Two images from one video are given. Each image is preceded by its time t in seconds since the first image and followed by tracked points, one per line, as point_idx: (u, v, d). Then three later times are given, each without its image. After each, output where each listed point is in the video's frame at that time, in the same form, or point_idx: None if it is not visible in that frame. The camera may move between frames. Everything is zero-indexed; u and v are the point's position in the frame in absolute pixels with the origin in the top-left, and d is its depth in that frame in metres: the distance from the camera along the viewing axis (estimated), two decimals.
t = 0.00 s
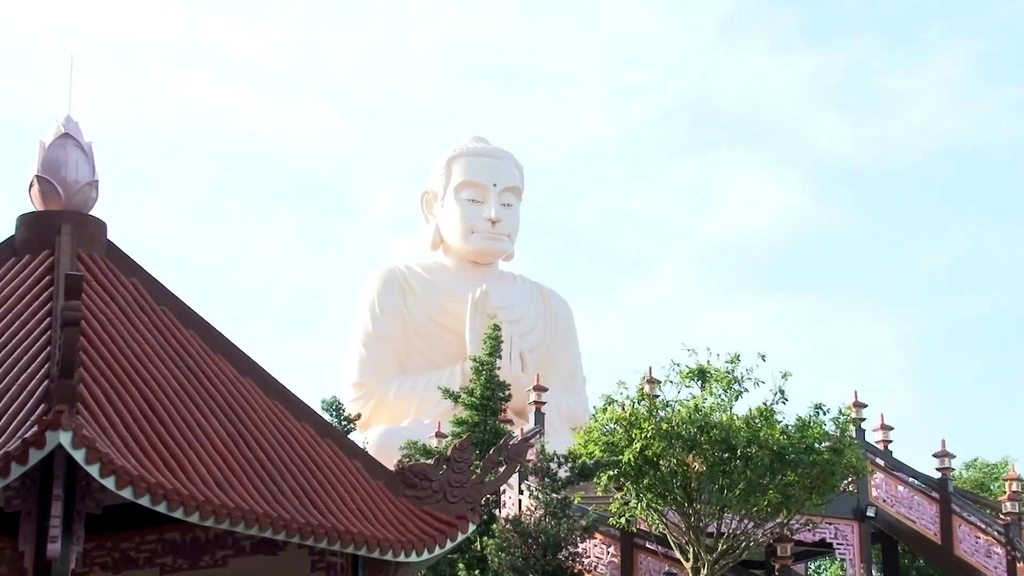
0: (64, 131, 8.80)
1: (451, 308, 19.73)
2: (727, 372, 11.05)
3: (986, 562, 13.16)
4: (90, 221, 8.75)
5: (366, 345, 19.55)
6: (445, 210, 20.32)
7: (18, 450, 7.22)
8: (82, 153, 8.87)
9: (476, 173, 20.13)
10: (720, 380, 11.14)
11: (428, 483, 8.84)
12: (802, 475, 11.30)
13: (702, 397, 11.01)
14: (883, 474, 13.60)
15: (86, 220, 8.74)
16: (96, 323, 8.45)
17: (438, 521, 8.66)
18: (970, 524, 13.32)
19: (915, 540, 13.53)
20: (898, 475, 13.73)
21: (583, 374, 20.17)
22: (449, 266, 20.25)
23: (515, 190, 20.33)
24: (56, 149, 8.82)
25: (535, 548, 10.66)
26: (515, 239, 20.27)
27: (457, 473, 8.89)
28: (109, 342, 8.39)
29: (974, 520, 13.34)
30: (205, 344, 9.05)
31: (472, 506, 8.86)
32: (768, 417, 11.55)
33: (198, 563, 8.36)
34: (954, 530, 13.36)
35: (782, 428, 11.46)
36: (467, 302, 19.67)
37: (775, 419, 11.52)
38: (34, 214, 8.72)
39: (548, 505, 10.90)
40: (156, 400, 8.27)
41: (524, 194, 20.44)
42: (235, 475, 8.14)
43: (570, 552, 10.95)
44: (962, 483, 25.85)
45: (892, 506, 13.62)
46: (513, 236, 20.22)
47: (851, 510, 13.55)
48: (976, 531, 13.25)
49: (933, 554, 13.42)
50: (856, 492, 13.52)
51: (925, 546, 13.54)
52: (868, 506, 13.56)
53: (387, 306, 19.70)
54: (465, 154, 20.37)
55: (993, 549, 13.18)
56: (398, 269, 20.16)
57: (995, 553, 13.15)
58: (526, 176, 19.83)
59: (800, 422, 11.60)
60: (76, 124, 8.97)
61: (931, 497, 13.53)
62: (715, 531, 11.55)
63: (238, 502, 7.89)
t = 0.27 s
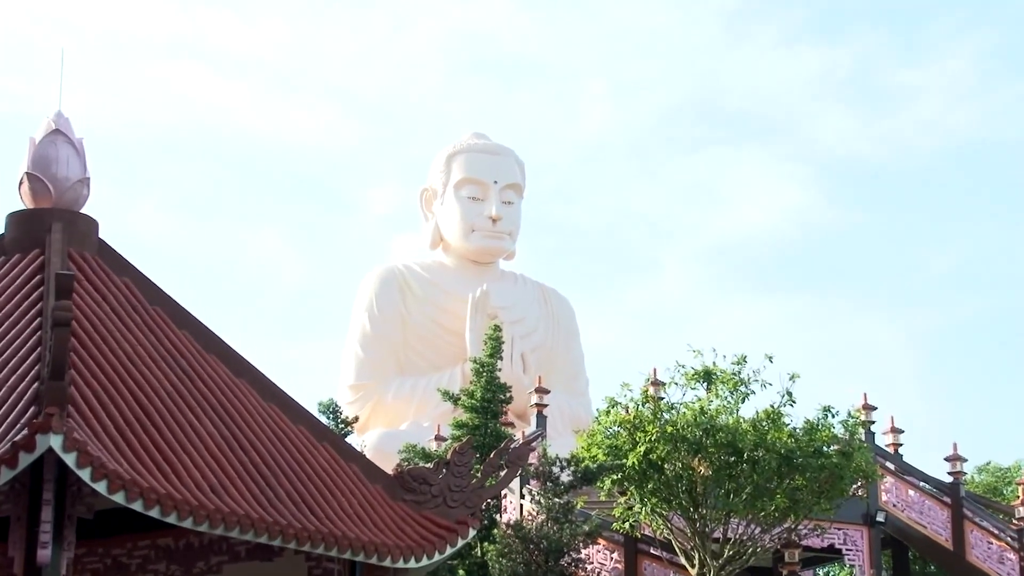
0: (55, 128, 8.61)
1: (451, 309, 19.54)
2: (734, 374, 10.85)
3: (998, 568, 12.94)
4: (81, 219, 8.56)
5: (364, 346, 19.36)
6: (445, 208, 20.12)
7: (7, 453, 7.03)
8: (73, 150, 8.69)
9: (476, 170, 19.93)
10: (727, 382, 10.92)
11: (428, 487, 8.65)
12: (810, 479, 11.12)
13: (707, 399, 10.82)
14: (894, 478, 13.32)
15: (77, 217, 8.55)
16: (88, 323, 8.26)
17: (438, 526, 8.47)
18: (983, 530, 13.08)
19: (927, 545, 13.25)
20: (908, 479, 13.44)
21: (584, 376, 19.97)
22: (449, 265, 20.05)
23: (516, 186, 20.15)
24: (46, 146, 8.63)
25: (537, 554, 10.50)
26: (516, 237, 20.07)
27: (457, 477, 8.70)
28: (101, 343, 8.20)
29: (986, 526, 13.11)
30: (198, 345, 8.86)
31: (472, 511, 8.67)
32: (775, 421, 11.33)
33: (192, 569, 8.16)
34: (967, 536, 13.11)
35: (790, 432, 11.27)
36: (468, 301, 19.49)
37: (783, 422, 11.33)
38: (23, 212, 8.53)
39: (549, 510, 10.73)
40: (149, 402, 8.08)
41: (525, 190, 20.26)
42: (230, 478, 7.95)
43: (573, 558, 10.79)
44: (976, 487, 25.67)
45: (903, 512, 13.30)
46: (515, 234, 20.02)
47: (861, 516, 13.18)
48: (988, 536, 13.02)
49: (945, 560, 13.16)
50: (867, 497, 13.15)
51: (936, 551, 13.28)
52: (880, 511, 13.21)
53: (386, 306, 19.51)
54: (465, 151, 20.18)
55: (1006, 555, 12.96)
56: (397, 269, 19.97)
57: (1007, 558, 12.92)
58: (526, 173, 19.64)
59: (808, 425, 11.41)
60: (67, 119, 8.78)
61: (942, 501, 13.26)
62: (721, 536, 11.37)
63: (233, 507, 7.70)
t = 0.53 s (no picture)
0: (45, 123, 8.43)
1: (450, 309, 19.36)
2: (740, 375, 10.66)
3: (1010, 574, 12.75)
4: (72, 216, 8.37)
5: (362, 346, 19.16)
6: (443, 206, 19.93)
7: None
8: (64, 146, 8.50)
9: (476, 166, 19.74)
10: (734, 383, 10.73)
11: (427, 492, 8.45)
12: (818, 483, 10.96)
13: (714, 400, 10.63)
14: (905, 481, 13.07)
15: (67, 215, 8.36)
16: (80, 323, 8.07)
17: (437, 532, 8.28)
18: (995, 535, 12.88)
19: (938, 550, 13.04)
20: (920, 483, 13.20)
21: (586, 377, 19.77)
22: (449, 264, 19.87)
23: (517, 184, 19.92)
24: (36, 141, 8.44)
25: (540, 560, 10.32)
26: (517, 235, 19.88)
27: (456, 481, 8.49)
28: (92, 343, 8.01)
29: (998, 531, 12.90)
30: (192, 345, 8.66)
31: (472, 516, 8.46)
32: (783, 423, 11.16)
33: None
34: (978, 541, 12.91)
35: (798, 435, 11.09)
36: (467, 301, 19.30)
37: (790, 425, 11.14)
38: (12, 209, 8.33)
39: (551, 515, 10.55)
40: (141, 404, 7.89)
41: (526, 187, 20.04)
42: (224, 482, 7.76)
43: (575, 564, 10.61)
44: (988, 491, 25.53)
45: (914, 516, 13.06)
46: (515, 232, 19.82)
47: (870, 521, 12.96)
48: (1001, 542, 12.83)
49: (956, 564, 12.98)
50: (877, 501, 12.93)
51: (946, 556, 13.09)
52: (891, 516, 12.96)
53: (384, 305, 19.31)
54: (465, 147, 19.99)
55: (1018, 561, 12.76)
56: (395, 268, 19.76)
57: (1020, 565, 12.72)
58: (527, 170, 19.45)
59: (816, 427, 11.22)
60: (56, 114, 8.58)
61: (954, 506, 13.06)
62: (727, 542, 11.18)
63: (227, 511, 7.51)
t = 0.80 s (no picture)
0: (34, 119, 8.26)
1: (449, 309, 19.17)
2: (745, 376, 10.48)
3: None
4: (61, 213, 8.18)
5: (358, 346, 18.96)
6: (442, 202, 19.74)
7: None
8: (53, 142, 8.32)
9: (475, 162, 19.54)
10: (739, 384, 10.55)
11: (425, 496, 8.26)
12: (826, 486, 10.77)
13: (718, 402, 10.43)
14: (915, 484, 12.90)
15: (56, 212, 8.16)
16: (69, 323, 7.88)
17: (436, 537, 8.09)
18: (1007, 540, 12.70)
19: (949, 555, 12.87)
20: (930, 487, 13.04)
21: (588, 378, 19.58)
22: (448, 262, 19.70)
23: (517, 180, 19.72)
24: (24, 137, 8.27)
25: (541, 565, 10.14)
26: (518, 232, 19.67)
27: (456, 484, 8.29)
28: (83, 343, 7.82)
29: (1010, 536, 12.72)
30: (184, 346, 8.47)
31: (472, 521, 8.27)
32: (789, 425, 10.99)
33: None
34: (990, 546, 12.72)
35: (805, 438, 10.91)
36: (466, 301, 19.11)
37: (797, 427, 10.96)
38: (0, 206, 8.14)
39: (552, 519, 10.36)
40: (132, 406, 7.70)
41: (526, 184, 19.82)
42: (217, 485, 7.58)
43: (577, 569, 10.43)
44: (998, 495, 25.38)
45: (924, 520, 12.90)
46: (516, 230, 19.62)
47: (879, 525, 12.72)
48: (1013, 547, 12.63)
49: (968, 570, 12.80)
50: (886, 505, 12.68)
51: (958, 561, 12.91)
52: (901, 520, 12.73)
53: (380, 305, 19.11)
54: (464, 142, 19.79)
55: None
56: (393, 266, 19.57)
57: None
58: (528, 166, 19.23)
59: (823, 430, 11.03)
60: (46, 109, 8.39)
61: (965, 510, 12.89)
62: (732, 547, 11.00)
63: (220, 515, 7.32)
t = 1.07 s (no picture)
0: (22, 112, 8.06)
1: (447, 307, 18.98)
2: (751, 376, 10.31)
3: None
4: (50, 210, 8.01)
5: (354, 346, 18.76)
6: (440, 198, 19.55)
7: None
8: (42, 136, 8.13)
9: (474, 157, 19.34)
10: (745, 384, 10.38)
11: (423, 499, 8.06)
12: (834, 489, 10.60)
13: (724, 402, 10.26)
14: (925, 487, 12.71)
15: (44, 208, 7.99)
16: (59, 322, 7.69)
17: (434, 541, 7.89)
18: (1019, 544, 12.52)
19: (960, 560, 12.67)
20: (940, 490, 12.82)
21: (589, 378, 19.40)
22: (446, 259, 19.52)
23: (517, 175, 19.52)
24: (12, 129, 8.07)
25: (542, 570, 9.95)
26: (518, 228, 19.48)
27: (454, 487, 8.07)
28: (73, 343, 7.63)
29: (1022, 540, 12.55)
30: (176, 345, 8.28)
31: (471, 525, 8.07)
32: (796, 427, 10.82)
33: None
34: (1002, 550, 12.54)
35: (812, 440, 10.74)
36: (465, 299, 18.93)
37: (804, 428, 10.81)
38: None
39: (553, 523, 10.18)
40: (123, 407, 7.51)
41: (526, 179, 19.65)
42: (210, 488, 7.39)
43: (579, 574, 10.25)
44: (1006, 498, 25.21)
45: (934, 525, 12.68)
46: (516, 226, 19.43)
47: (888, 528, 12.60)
48: None
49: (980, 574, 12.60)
50: (895, 509, 12.56)
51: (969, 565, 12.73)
52: (911, 523, 12.58)
53: (377, 303, 18.92)
54: (462, 137, 19.59)
55: None
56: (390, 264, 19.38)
57: None
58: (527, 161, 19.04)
59: (831, 431, 10.86)
60: (35, 100, 8.19)
61: (976, 514, 12.69)
62: (737, 552, 10.81)
63: (213, 519, 7.13)
